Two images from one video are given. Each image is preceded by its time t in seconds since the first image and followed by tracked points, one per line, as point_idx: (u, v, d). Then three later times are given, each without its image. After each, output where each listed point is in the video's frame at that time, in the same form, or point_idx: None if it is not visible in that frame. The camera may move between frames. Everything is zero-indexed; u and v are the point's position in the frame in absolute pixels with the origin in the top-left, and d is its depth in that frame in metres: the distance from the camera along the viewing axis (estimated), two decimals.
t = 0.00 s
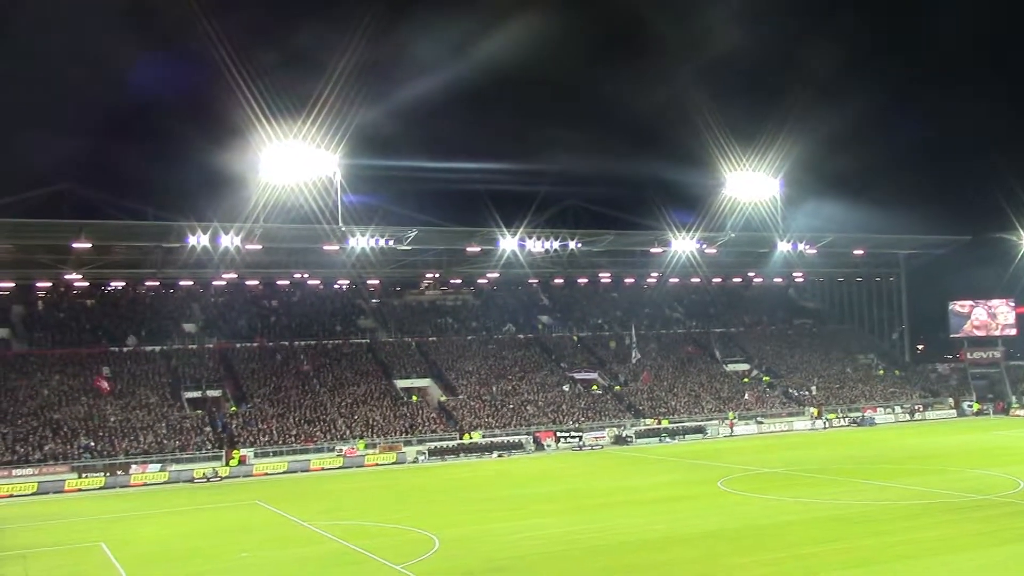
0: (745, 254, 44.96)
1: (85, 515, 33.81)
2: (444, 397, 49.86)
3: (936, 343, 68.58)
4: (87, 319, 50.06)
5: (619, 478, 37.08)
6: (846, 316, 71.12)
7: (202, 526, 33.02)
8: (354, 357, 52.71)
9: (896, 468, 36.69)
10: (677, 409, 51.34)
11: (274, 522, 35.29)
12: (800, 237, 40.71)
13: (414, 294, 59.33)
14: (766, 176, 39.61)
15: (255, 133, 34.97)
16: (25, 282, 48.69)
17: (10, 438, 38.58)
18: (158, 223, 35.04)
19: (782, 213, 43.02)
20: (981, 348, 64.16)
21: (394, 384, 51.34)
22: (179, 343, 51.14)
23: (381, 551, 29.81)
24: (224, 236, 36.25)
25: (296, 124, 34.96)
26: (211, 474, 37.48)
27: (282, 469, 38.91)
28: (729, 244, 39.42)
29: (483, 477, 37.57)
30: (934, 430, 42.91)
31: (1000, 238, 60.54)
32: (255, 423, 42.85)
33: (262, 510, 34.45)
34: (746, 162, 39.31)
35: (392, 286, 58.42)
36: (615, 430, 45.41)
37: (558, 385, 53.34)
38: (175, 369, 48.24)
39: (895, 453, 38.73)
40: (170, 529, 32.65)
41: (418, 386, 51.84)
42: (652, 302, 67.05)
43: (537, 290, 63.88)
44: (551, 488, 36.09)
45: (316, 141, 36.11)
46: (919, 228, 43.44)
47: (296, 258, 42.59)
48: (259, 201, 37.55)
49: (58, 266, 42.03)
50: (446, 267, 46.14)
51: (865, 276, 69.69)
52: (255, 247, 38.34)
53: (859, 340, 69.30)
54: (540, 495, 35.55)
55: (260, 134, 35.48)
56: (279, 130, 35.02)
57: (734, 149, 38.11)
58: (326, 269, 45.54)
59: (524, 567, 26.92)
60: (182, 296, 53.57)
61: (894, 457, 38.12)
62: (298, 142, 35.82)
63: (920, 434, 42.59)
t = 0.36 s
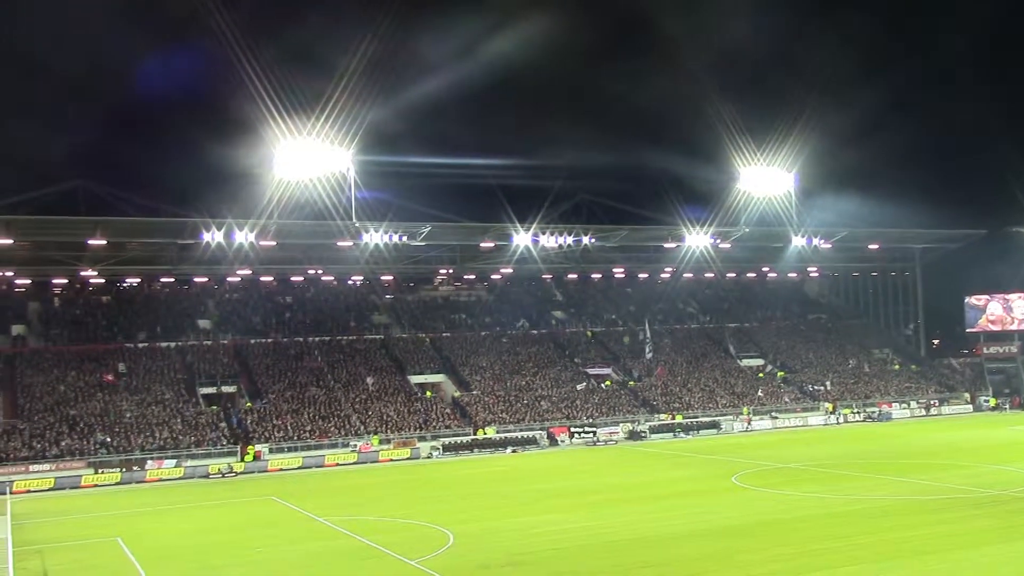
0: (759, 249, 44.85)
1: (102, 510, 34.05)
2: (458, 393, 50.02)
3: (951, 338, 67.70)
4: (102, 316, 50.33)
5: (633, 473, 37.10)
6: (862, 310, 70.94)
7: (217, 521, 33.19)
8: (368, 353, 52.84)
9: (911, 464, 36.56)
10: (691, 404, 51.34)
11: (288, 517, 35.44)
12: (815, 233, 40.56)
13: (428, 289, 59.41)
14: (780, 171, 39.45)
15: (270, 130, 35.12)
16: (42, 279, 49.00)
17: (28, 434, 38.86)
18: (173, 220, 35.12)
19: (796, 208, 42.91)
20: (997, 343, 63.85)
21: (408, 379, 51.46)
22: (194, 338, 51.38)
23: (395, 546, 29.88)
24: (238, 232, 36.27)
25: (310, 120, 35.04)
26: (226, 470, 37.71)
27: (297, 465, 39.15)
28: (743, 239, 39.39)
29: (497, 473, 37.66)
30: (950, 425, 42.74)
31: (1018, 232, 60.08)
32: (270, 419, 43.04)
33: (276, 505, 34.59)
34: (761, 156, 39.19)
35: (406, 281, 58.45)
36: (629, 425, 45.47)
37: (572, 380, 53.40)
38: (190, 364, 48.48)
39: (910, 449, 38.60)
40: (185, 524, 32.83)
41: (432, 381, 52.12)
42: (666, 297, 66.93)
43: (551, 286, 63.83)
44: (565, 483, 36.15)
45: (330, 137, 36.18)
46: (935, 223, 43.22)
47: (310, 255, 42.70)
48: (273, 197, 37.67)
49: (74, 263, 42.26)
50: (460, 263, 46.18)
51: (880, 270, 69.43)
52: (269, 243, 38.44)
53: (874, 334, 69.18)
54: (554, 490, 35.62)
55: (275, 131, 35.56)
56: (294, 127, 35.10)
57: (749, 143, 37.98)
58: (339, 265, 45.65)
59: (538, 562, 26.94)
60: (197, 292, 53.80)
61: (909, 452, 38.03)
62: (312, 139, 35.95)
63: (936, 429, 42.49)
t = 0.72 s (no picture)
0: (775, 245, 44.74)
1: (120, 507, 34.26)
2: (474, 390, 50.12)
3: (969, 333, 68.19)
4: (120, 314, 50.61)
5: (649, 470, 37.05)
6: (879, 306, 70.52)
7: (234, 518, 33.33)
8: (384, 351, 52.96)
9: (929, 460, 36.41)
10: (707, 402, 51.22)
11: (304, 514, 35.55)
12: (831, 229, 40.46)
13: (443, 287, 59.46)
14: (796, 167, 39.31)
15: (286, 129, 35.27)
16: (59, 278, 49.31)
17: (46, 432, 39.13)
18: (190, 219, 35.20)
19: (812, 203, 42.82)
20: (1015, 339, 63.42)
21: (424, 377, 51.56)
22: (210, 337, 51.61)
23: (411, 543, 29.92)
24: (254, 230, 36.33)
25: (325, 118, 35.13)
26: (243, 467, 37.90)
27: (313, 462, 39.35)
28: (758, 235, 39.49)
29: (512, 470, 37.71)
30: (969, 422, 42.56)
31: None
32: (287, 417, 43.21)
33: (293, 502, 34.72)
34: (776, 152, 39.05)
35: (421, 279, 58.48)
36: (644, 422, 45.45)
37: (587, 378, 53.43)
38: (206, 362, 48.69)
39: (928, 446, 38.46)
40: (203, 521, 32.99)
41: (447, 378, 52.09)
42: (681, 294, 66.76)
43: (566, 283, 63.77)
44: (580, 481, 36.14)
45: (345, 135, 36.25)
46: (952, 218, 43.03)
47: (326, 253, 42.79)
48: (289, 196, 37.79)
49: (91, 261, 42.48)
50: (474, 260, 46.24)
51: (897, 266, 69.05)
52: (285, 241, 38.63)
53: (891, 331, 68.80)
54: (570, 487, 35.62)
55: (290, 130, 35.66)
56: (309, 125, 35.19)
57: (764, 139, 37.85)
58: (355, 263, 45.78)
59: (553, 560, 26.93)
60: (213, 291, 54.02)
61: (927, 449, 37.83)
62: (327, 137, 36.06)
63: (954, 426, 42.26)
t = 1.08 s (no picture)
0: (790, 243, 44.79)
1: (136, 503, 34.47)
2: (487, 388, 50.22)
3: (985, 332, 68.22)
4: (135, 312, 50.88)
5: (663, 468, 37.02)
6: (895, 304, 70.22)
7: (248, 515, 33.49)
8: (398, 348, 53.11)
9: (945, 459, 36.23)
10: (721, 400, 51.10)
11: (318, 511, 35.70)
12: (846, 226, 40.60)
13: (457, 285, 59.54)
14: (809, 165, 39.32)
15: (300, 129, 35.37)
16: (75, 276, 49.59)
17: (62, 429, 39.38)
18: (204, 216, 35.36)
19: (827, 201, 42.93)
20: None
21: (437, 374, 51.66)
22: (225, 335, 51.82)
23: (425, 540, 30.00)
24: (269, 229, 36.46)
25: (340, 117, 35.28)
26: (258, 465, 38.09)
27: (327, 460, 39.54)
28: (772, 233, 39.66)
29: (526, 468, 37.78)
30: (985, 420, 42.37)
31: None
32: (301, 414, 43.35)
33: (307, 499, 34.89)
34: (790, 151, 39.04)
35: (434, 277, 58.59)
36: (658, 420, 45.43)
37: (600, 375, 53.49)
38: (221, 360, 48.89)
39: (944, 444, 38.28)
40: (218, 518, 33.18)
41: (461, 376, 52.09)
42: (695, 291, 66.64)
43: (579, 281, 63.74)
44: (594, 479, 36.15)
45: (359, 133, 36.37)
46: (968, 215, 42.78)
47: (340, 251, 42.92)
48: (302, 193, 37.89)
49: (106, 260, 42.68)
50: (488, 258, 46.27)
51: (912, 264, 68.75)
52: (299, 240, 38.80)
53: (906, 329, 68.49)
54: (583, 484, 35.65)
55: (304, 128, 35.84)
56: (323, 124, 35.35)
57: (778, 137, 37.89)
58: (369, 261, 45.90)
59: (566, 558, 26.97)
60: (227, 289, 54.23)
61: (943, 447, 37.67)
62: (342, 136, 36.15)
63: (971, 425, 42.05)
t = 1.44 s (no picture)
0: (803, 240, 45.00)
1: (148, 500, 34.58)
2: (499, 384, 50.28)
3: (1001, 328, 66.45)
4: (147, 309, 51.04)
5: (675, 466, 36.99)
6: (907, 301, 70.01)
7: (260, 511, 33.59)
8: (409, 345, 53.22)
9: (959, 456, 36.08)
10: (733, 396, 51.00)
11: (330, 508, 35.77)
12: (858, 223, 41.08)
13: (468, 281, 59.55)
14: (821, 161, 39.05)
15: (312, 127, 35.51)
16: (89, 274, 49.77)
17: (76, 425, 39.55)
18: (217, 212, 35.73)
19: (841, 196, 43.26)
20: None
21: (449, 372, 51.76)
22: (237, 331, 51.96)
23: (437, 537, 30.03)
24: (280, 227, 37.27)
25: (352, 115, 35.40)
26: (270, 461, 38.19)
27: (339, 456, 39.63)
28: (784, 229, 40.24)
29: (537, 465, 37.80)
30: (1000, 417, 42.20)
31: None
32: (313, 411, 43.45)
33: (319, 495, 34.98)
34: (802, 147, 38.81)
35: (446, 274, 58.63)
36: (670, 417, 45.37)
37: (612, 373, 53.48)
38: (233, 357, 49.06)
39: (958, 441, 38.13)
40: (230, 514, 33.27)
41: (472, 373, 52.36)
42: (707, 288, 66.55)
43: (590, 278, 63.67)
44: (606, 476, 36.12)
45: (371, 131, 36.33)
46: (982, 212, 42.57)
47: (352, 248, 43.11)
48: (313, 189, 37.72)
49: (119, 257, 42.82)
50: (499, 255, 46.23)
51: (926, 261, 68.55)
52: (311, 236, 39.28)
53: (918, 326, 68.31)
54: (595, 481, 35.64)
55: (316, 126, 35.98)
56: (335, 121, 35.43)
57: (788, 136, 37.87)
58: (381, 258, 45.93)
59: (579, 555, 26.94)
60: (239, 286, 54.35)
61: (957, 445, 37.52)
62: (353, 133, 36.03)
63: (985, 422, 41.87)
